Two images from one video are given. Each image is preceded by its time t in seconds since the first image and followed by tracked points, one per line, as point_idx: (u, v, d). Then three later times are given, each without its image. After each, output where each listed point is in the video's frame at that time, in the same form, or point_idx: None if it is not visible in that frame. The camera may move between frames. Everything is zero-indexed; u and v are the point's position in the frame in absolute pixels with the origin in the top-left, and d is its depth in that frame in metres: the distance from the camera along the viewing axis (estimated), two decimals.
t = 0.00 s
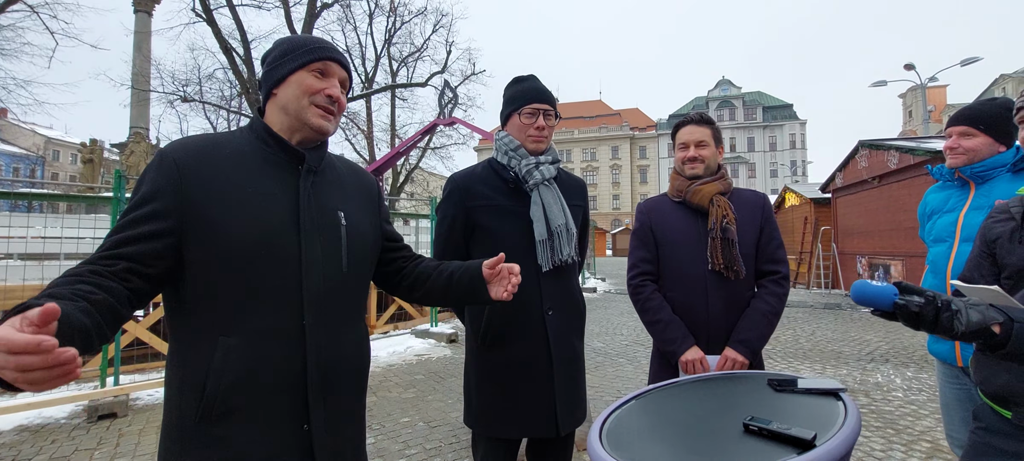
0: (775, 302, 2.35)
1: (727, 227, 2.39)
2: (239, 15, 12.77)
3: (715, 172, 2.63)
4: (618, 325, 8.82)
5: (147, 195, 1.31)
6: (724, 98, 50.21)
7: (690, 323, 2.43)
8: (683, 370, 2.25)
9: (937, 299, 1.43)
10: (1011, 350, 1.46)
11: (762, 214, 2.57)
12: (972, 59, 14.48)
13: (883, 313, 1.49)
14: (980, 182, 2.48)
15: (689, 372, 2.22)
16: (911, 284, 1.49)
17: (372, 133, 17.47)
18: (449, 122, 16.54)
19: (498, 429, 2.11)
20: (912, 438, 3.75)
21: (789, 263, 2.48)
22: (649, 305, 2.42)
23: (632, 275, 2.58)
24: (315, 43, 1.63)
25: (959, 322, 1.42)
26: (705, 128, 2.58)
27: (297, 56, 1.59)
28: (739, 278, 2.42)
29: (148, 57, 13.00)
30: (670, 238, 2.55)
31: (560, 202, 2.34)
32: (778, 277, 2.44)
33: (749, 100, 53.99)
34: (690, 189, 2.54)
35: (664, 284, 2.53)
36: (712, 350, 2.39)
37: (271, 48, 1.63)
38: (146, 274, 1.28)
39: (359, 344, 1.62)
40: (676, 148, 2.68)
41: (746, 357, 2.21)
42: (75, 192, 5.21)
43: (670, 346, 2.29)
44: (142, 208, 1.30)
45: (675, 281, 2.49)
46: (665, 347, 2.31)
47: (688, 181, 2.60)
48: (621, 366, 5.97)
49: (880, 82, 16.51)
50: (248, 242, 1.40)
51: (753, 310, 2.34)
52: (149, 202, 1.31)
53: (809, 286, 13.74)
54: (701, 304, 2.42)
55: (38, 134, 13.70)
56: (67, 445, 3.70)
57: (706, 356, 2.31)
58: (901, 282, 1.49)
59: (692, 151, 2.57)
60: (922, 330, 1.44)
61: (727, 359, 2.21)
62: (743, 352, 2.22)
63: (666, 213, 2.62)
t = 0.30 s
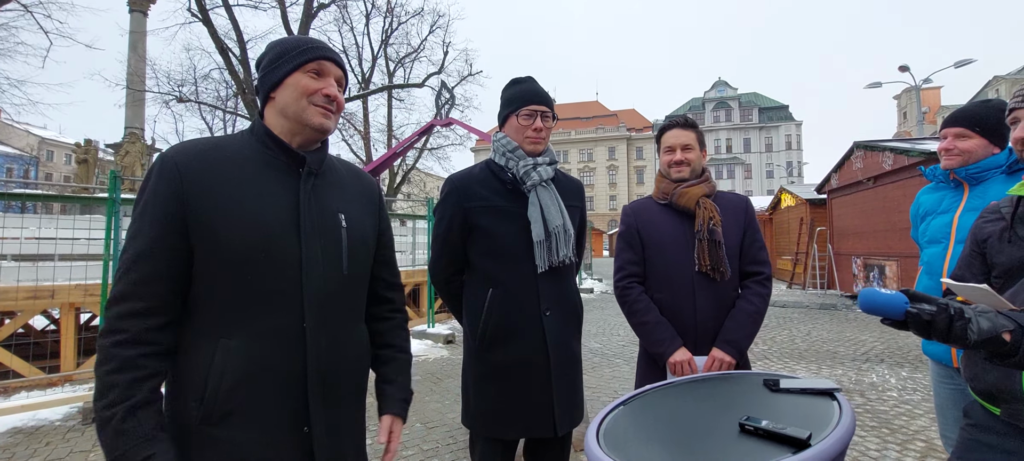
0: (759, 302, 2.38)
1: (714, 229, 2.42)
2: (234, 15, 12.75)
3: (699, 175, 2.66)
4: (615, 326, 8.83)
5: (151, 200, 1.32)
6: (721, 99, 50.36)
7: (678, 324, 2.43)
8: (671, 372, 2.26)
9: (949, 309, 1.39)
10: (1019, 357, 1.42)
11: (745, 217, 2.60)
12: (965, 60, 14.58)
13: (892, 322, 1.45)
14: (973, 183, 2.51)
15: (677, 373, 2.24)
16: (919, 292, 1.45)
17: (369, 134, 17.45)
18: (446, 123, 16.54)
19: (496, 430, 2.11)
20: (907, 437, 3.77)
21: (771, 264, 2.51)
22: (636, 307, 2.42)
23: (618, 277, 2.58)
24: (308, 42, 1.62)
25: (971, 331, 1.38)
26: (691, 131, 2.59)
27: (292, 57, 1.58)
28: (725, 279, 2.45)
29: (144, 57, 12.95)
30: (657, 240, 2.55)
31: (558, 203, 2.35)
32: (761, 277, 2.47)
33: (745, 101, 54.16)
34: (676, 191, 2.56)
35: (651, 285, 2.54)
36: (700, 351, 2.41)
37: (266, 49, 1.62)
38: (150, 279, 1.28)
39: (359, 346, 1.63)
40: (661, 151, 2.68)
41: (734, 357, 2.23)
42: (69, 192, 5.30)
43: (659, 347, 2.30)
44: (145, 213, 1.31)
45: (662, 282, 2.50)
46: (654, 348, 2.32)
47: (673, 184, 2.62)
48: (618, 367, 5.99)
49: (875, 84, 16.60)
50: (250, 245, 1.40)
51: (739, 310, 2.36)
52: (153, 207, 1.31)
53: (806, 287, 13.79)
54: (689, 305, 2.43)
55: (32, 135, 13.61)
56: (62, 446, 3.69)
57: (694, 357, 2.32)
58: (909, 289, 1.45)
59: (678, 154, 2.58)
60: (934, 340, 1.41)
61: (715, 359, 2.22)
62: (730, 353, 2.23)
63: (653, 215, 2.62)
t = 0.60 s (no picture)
0: (752, 304, 2.39)
1: (706, 233, 2.44)
2: (233, 17, 12.75)
3: (691, 178, 2.68)
4: (614, 328, 8.83)
5: (149, 207, 1.32)
6: (719, 101, 50.47)
7: (673, 328, 2.43)
8: (666, 375, 2.26)
9: (982, 330, 1.38)
10: None
11: (736, 219, 2.61)
12: (963, 62, 14.63)
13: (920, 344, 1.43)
14: (971, 184, 2.51)
15: (673, 376, 2.23)
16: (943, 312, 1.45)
17: (368, 136, 17.46)
18: (445, 125, 16.55)
19: (496, 432, 2.11)
20: (906, 438, 3.78)
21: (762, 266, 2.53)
22: (631, 311, 2.42)
23: (612, 282, 2.58)
24: (302, 44, 1.62)
25: (1004, 351, 1.37)
26: (681, 136, 2.59)
27: (287, 60, 1.58)
28: (718, 282, 2.45)
29: (142, 60, 12.95)
30: (649, 245, 2.55)
31: (557, 205, 2.35)
32: (751, 278, 2.49)
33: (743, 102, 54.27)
34: (667, 195, 2.56)
35: (645, 289, 2.53)
36: (695, 353, 2.40)
37: (260, 52, 1.62)
38: (148, 286, 1.29)
39: (359, 350, 1.62)
40: (652, 156, 2.68)
41: (728, 358, 2.25)
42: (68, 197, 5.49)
43: (654, 351, 2.30)
44: (143, 220, 1.31)
45: (656, 286, 2.50)
46: (649, 352, 2.32)
47: (665, 188, 2.62)
48: (617, 369, 5.98)
49: (873, 85, 16.65)
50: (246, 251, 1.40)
51: (732, 312, 2.37)
52: (151, 214, 1.32)
53: (804, 288, 13.82)
54: (683, 308, 2.43)
55: (31, 137, 13.59)
56: (60, 451, 3.67)
57: (689, 359, 2.33)
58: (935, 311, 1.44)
59: (670, 159, 2.58)
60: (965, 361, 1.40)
61: (710, 361, 2.24)
62: (725, 354, 2.25)
63: (644, 220, 2.62)
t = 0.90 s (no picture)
0: (759, 305, 2.40)
1: (710, 234, 2.43)
2: (232, 20, 12.73)
3: (694, 180, 2.67)
4: (613, 330, 8.83)
5: (146, 213, 1.33)
6: (718, 103, 50.53)
7: (680, 330, 2.43)
8: (674, 377, 2.25)
9: (991, 332, 1.35)
10: None
11: (740, 220, 2.63)
12: (961, 63, 14.66)
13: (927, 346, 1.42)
14: (966, 186, 2.52)
15: (681, 378, 2.22)
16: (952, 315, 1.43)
17: (367, 138, 17.45)
18: (444, 127, 16.57)
19: (494, 436, 2.11)
20: (906, 439, 3.78)
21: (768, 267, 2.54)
22: (637, 313, 2.42)
23: (618, 285, 2.57)
24: (304, 48, 1.61)
25: (1013, 354, 1.33)
26: (683, 137, 2.60)
27: (287, 63, 1.58)
28: (724, 283, 2.45)
29: (141, 63, 12.95)
30: (655, 247, 2.55)
31: (555, 207, 2.35)
32: (758, 280, 2.50)
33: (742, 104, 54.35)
34: (672, 197, 2.56)
35: (651, 292, 2.53)
36: (703, 355, 2.40)
37: (261, 53, 1.62)
38: (145, 293, 1.30)
39: (355, 355, 1.61)
40: (655, 158, 2.68)
41: (736, 360, 2.24)
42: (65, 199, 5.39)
43: (661, 353, 2.29)
44: (141, 227, 1.32)
45: (663, 288, 2.49)
46: (656, 354, 2.31)
47: (669, 190, 2.62)
48: (617, 371, 5.98)
49: (871, 87, 16.69)
50: (242, 257, 1.40)
51: (739, 314, 2.37)
52: (147, 219, 1.32)
53: (803, 289, 13.83)
54: (690, 310, 2.43)
55: (29, 140, 13.58)
56: (58, 455, 3.66)
57: (697, 361, 2.32)
58: (943, 313, 1.42)
59: (673, 161, 2.57)
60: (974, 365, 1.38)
61: (718, 363, 2.23)
62: (734, 356, 2.24)
63: (649, 222, 2.62)
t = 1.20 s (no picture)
0: (773, 306, 2.39)
1: (724, 234, 2.43)
2: (230, 23, 12.71)
3: (706, 180, 2.67)
4: (613, 331, 8.82)
5: (137, 218, 1.32)
6: (716, 104, 50.60)
7: (694, 331, 2.42)
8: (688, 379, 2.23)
9: (985, 305, 1.42)
10: None
11: (752, 220, 2.62)
12: (958, 64, 14.69)
13: (921, 316, 1.50)
14: (961, 187, 2.52)
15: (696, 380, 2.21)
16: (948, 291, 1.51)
17: (365, 140, 17.44)
18: (442, 129, 16.56)
19: (491, 440, 2.10)
20: (905, 440, 3.77)
21: (781, 267, 2.53)
22: (649, 315, 2.41)
23: (629, 286, 2.56)
24: (302, 49, 1.60)
25: (1001, 333, 1.39)
26: (695, 137, 2.61)
27: (285, 65, 1.57)
28: (738, 283, 2.45)
29: (139, 66, 12.94)
30: (666, 247, 2.55)
31: (552, 209, 2.35)
32: (771, 280, 2.48)
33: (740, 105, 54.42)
34: (684, 197, 2.56)
35: (663, 293, 2.52)
36: (717, 357, 2.39)
37: (258, 53, 1.60)
38: (136, 298, 1.29)
39: (351, 361, 1.60)
40: (666, 157, 2.68)
41: (751, 362, 2.23)
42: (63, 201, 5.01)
43: (675, 355, 2.27)
44: (131, 232, 1.31)
45: (675, 289, 2.49)
46: (670, 356, 2.30)
47: (681, 190, 2.61)
48: (616, 372, 5.97)
49: (868, 88, 16.72)
50: (234, 263, 1.39)
51: (753, 315, 2.36)
52: (138, 224, 1.32)
53: (803, 290, 13.84)
54: (704, 310, 2.42)
55: (27, 143, 13.55)
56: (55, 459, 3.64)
57: (711, 362, 2.31)
58: (940, 287, 1.50)
59: (685, 159, 2.58)
60: (962, 339, 1.44)
61: (732, 364, 2.22)
62: (748, 358, 2.23)
63: (660, 222, 2.62)
